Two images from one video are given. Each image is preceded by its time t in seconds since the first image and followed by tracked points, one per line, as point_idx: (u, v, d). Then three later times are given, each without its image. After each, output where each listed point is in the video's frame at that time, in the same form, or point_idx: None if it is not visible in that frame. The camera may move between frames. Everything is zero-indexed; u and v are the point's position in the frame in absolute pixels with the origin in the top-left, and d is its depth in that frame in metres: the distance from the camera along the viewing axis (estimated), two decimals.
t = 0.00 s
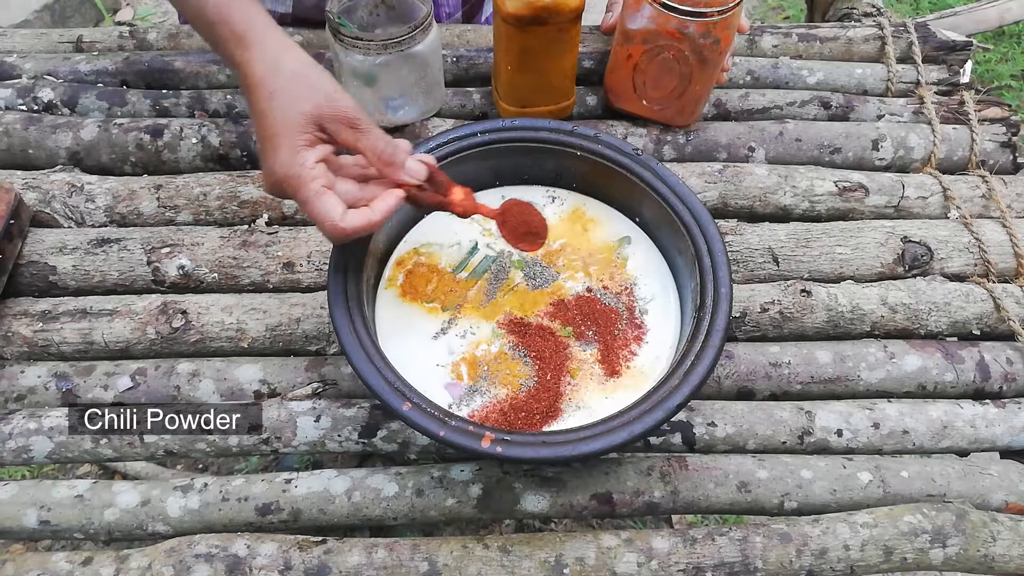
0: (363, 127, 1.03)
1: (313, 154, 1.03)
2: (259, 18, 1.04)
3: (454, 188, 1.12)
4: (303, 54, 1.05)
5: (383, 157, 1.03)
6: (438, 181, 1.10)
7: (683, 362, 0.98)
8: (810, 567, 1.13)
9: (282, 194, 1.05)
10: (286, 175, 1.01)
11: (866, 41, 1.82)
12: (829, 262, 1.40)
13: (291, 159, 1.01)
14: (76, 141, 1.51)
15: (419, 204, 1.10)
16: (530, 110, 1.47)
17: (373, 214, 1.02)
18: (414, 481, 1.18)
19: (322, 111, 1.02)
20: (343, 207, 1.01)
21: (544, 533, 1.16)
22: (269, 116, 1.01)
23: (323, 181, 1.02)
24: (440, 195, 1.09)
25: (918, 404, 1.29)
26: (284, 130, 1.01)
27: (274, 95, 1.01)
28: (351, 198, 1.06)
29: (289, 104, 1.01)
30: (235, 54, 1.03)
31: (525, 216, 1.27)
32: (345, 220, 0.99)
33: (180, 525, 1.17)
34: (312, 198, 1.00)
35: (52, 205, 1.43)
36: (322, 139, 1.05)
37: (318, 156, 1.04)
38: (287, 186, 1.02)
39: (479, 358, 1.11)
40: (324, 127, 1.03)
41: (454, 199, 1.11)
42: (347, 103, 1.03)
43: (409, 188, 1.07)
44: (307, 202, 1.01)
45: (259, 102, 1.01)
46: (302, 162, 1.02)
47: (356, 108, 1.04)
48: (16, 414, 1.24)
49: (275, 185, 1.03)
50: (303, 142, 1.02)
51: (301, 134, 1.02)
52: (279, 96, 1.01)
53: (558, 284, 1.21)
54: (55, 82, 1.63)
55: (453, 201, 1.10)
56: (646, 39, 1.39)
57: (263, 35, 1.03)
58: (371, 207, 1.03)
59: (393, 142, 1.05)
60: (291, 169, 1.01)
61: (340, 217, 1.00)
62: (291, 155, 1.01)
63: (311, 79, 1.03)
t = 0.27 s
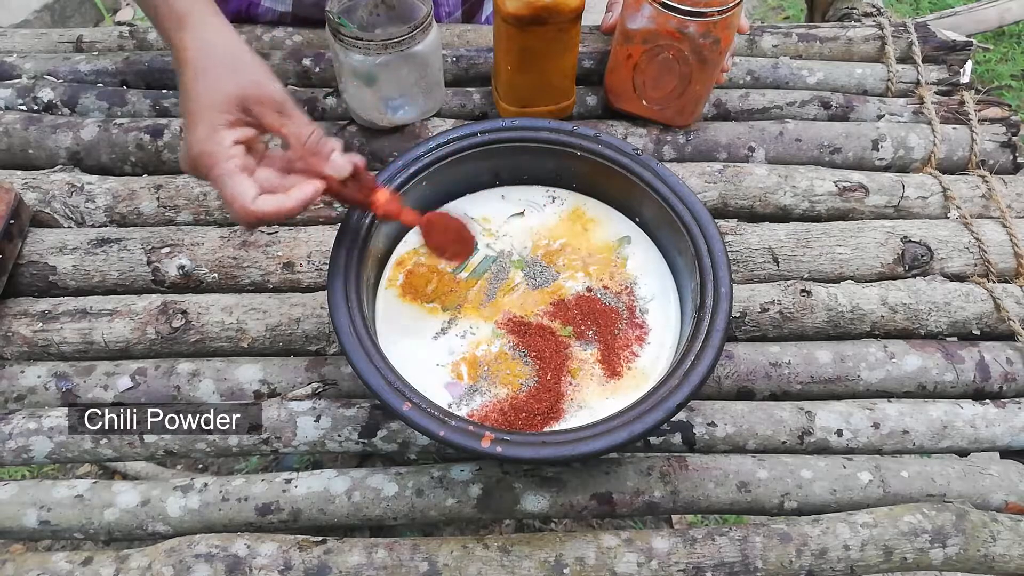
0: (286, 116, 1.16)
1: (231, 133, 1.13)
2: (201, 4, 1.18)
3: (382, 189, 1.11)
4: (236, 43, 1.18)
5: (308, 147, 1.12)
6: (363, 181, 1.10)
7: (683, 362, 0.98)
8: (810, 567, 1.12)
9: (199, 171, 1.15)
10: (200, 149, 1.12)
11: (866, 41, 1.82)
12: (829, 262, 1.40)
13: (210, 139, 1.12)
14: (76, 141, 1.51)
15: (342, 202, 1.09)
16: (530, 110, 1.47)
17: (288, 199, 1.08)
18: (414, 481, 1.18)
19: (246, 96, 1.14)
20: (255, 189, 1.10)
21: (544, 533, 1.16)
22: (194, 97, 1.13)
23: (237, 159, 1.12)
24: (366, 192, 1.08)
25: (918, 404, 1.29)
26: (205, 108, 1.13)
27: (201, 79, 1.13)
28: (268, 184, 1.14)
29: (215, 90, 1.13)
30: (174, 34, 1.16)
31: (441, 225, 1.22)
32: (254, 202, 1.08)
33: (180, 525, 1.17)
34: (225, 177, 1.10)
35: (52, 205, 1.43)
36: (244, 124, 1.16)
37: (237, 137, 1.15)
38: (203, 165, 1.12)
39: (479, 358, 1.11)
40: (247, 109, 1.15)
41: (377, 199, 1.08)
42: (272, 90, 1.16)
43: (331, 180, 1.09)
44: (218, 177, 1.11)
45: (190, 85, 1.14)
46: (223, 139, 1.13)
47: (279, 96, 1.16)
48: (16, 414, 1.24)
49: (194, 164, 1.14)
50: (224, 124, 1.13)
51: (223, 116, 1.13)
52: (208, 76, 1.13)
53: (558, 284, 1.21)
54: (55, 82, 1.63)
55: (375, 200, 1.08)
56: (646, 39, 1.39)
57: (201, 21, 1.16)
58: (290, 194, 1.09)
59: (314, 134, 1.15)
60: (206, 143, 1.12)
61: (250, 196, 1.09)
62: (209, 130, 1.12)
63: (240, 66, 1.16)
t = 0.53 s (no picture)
0: (236, 117, 1.14)
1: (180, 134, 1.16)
2: (174, 11, 1.23)
3: (339, 195, 1.03)
4: (202, 47, 1.20)
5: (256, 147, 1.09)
6: (319, 185, 1.06)
7: (682, 362, 0.98)
8: (809, 567, 1.12)
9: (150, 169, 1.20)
10: (148, 148, 1.16)
11: (866, 41, 1.82)
12: (829, 262, 1.40)
13: (158, 138, 1.16)
14: (76, 141, 1.51)
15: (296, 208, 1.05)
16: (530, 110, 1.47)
17: (227, 204, 1.10)
18: (414, 481, 1.18)
19: (195, 97, 1.15)
20: (198, 191, 1.13)
21: (543, 533, 1.16)
22: (150, 96, 1.17)
23: (179, 161, 1.16)
24: (318, 196, 1.03)
25: (918, 404, 1.29)
26: (156, 108, 1.16)
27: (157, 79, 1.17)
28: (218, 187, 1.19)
29: (166, 88, 1.15)
30: (146, 38, 1.22)
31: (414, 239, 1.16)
32: (195, 204, 1.12)
33: (180, 525, 1.17)
34: (169, 177, 1.14)
35: (52, 205, 1.43)
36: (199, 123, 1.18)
37: (185, 138, 1.17)
38: (150, 161, 1.16)
39: (479, 358, 1.11)
40: (197, 110, 1.16)
41: (333, 206, 1.02)
42: (223, 89, 1.15)
43: (284, 186, 1.06)
44: (162, 177, 1.15)
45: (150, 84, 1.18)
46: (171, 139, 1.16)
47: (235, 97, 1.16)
48: (16, 414, 1.24)
49: (145, 162, 1.18)
50: (174, 123, 1.16)
51: (173, 115, 1.16)
52: (163, 75, 1.16)
53: (558, 284, 1.21)
54: (55, 82, 1.63)
55: (333, 206, 1.02)
56: (646, 39, 1.39)
57: (171, 25, 1.21)
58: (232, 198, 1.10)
59: (264, 135, 1.11)
60: (152, 143, 1.15)
61: (188, 198, 1.12)
62: (157, 130, 1.15)
63: (201, 68, 1.17)
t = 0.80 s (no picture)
0: (238, 145, 1.08)
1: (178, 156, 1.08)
2: (181, 27, 1.16)
3: (332, 231, 1.00)
4: (203, 64, 1.13)
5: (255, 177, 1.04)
6: (313, 219, 1.00)
7: (682, 362, 0.98)
8: (809, 567, 1.12)
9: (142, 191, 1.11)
10: (143, 170, 1.07)
11: (866, 41, 1.82)
12: (829, 262, 1.40)
13: (154, 159, 1.07)
14: (76, 141, 1.51)
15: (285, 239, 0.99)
16: (530, 110, 1.47)
17: (220, 229, 1.03)
18: (414, 481, 1.18)
19: (198, 119, 1.08)
20: (192, 215, 1.05)
21: (543, 533, 1.16)
22: (152, 114, 1.09)
23: (177, 183, 1.07)
24: (310, 230, 0.98)
25: (918, 404, 1.29)
26: (155, 128, 1.08)
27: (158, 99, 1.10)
28: (211, 211, 1.09)
29: (165, 108, 1.08)
30: (150, 53, 1.16)
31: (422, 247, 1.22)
32: (186, 228, 1.03)
33: (180, 525, 1.17)
34: (161, 200, 1.05)
35: (52, 205, 1.43)
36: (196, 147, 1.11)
37: (183, 160, 1.09)
38: (144, 183, 1.09)
39: (479, 359, 1.11)
40: (198, 133, 1.08)
41: (325, 241, 0.99)
42: (227, 115, 1.09)
43: (275, 216, 0.99)
44: (157, 200, 1.06)
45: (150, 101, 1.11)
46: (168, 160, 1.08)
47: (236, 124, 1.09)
48: (16, 414, 1.24)
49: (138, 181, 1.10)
50: (171, 144, 1.08)
51: (171, 136, 1.08)
52: (166, 96, 1.09)
53: (558, 284, 1.21)
54: (55, 82, 1.63)
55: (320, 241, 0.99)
56: (646, 39, 1.39)
57: (176, 40, 1.14)
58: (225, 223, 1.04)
59: (266, 167, 1.05)
60: (149, 164, 1.07)
61: (182, 221, 1.04)
62: (154, 150, 1.08)
63: (204, 90, 1.10)
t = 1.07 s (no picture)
0: (263, 121, 1.14)
1: (210, 142, 1.15)
2: (178, 12, 1.20)
3: (360, 189, 1.05)
4: (209, 49, 1.18)
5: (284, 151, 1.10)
6: (344, 181, 1.06)
7: (682, 362, 0.98)
8: (809, 567, 1.13)
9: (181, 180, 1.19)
10: (181, 160, 1.15)
11: (866, 41, 1.82)
12: (829, 262, 1.40)
13: (188, 148, 1.14)
14: (76, 141, 1.51)
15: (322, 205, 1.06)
16: (530, 110, 1.47)
17: (267, 207, 1.10)
18: (414, 482, 1.18)
19: (220, 102, 1.14)
20: (235, 197, 1.12)
21: (543, 533, 1.16)
22: (170, 105, 1.15)
23: (215, 168, 1.15)
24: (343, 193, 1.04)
25: (918, 404, 1.29)
26: (182, 118, 1.14)
27: (176, 91, 1.15)
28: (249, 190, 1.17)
29: (187, 100, 1.14)
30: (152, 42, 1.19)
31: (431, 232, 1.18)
32: (234, 209, 1.10)
33: (180, 525, 1.17)
34: (206, 185, 1.13)
35: (52, 205, 1.43)
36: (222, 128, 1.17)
37: (216, 145, 1.16)
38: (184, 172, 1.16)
39: (479, 359, 1.11)
40: (224, 115, 1.15)
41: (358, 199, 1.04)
42: (249, 94, 1.14)
43: (310, 184, 1.06)
44: (200, 188, 1.14)
45: (168, 94, 1.16)
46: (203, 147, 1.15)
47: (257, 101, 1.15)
48: (16, 414, 1.24)
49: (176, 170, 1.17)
50: (201, 131, 1.15)
51: (199, 123, 1.14)
52: (182, 84, 1.14)
53: (558, 284, 1.21)
54: (55, 82, 1.63)
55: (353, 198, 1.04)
56: (646, 39, 1.39)
57: (175, 27, 1.18)
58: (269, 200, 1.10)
59: (294, 138, 1.11)
60: (184, 154, 1.14)
61: (230, 205, 1.11)
62: (187, 139, 1.14)
63: (215, 72, 1.15)
